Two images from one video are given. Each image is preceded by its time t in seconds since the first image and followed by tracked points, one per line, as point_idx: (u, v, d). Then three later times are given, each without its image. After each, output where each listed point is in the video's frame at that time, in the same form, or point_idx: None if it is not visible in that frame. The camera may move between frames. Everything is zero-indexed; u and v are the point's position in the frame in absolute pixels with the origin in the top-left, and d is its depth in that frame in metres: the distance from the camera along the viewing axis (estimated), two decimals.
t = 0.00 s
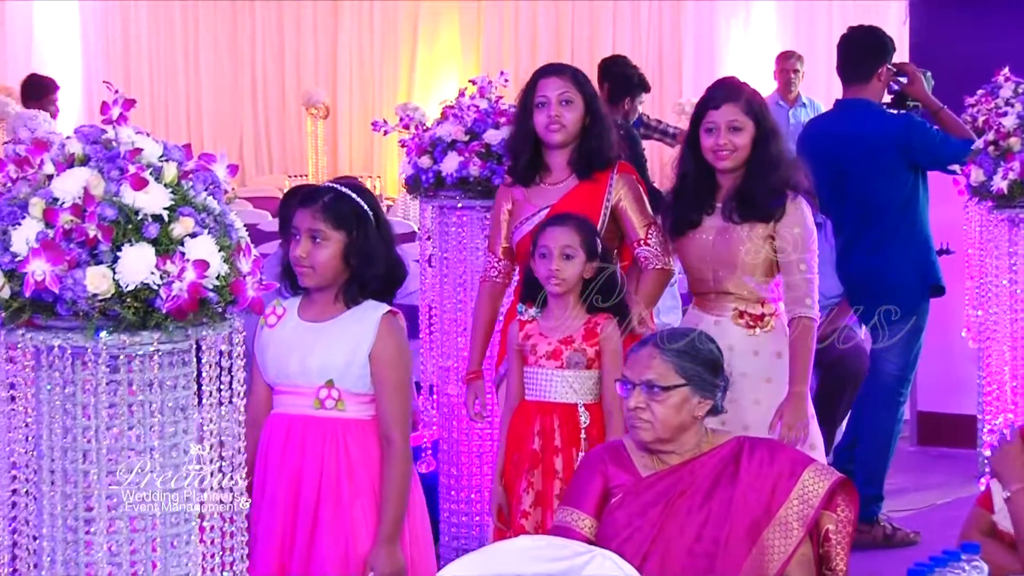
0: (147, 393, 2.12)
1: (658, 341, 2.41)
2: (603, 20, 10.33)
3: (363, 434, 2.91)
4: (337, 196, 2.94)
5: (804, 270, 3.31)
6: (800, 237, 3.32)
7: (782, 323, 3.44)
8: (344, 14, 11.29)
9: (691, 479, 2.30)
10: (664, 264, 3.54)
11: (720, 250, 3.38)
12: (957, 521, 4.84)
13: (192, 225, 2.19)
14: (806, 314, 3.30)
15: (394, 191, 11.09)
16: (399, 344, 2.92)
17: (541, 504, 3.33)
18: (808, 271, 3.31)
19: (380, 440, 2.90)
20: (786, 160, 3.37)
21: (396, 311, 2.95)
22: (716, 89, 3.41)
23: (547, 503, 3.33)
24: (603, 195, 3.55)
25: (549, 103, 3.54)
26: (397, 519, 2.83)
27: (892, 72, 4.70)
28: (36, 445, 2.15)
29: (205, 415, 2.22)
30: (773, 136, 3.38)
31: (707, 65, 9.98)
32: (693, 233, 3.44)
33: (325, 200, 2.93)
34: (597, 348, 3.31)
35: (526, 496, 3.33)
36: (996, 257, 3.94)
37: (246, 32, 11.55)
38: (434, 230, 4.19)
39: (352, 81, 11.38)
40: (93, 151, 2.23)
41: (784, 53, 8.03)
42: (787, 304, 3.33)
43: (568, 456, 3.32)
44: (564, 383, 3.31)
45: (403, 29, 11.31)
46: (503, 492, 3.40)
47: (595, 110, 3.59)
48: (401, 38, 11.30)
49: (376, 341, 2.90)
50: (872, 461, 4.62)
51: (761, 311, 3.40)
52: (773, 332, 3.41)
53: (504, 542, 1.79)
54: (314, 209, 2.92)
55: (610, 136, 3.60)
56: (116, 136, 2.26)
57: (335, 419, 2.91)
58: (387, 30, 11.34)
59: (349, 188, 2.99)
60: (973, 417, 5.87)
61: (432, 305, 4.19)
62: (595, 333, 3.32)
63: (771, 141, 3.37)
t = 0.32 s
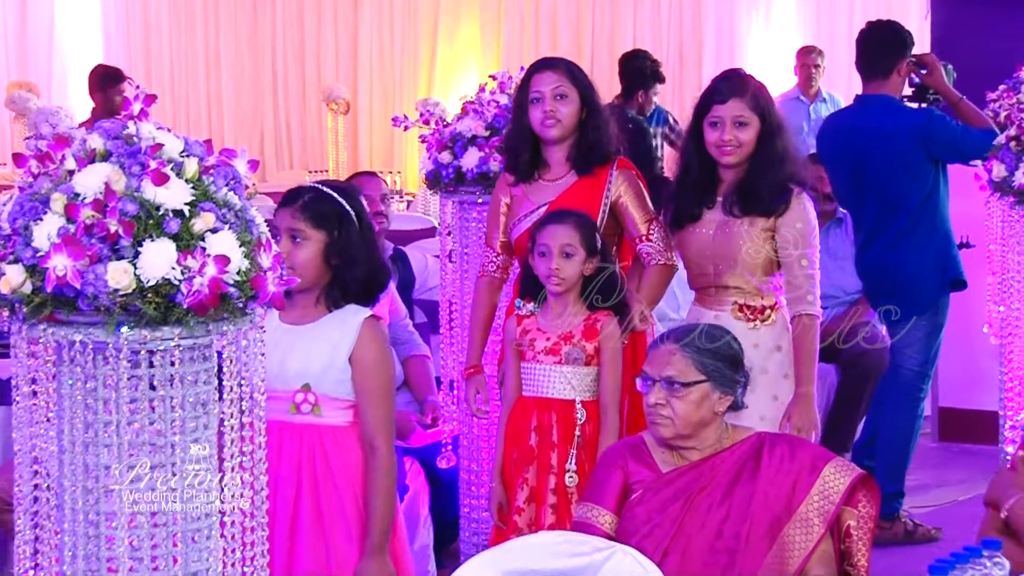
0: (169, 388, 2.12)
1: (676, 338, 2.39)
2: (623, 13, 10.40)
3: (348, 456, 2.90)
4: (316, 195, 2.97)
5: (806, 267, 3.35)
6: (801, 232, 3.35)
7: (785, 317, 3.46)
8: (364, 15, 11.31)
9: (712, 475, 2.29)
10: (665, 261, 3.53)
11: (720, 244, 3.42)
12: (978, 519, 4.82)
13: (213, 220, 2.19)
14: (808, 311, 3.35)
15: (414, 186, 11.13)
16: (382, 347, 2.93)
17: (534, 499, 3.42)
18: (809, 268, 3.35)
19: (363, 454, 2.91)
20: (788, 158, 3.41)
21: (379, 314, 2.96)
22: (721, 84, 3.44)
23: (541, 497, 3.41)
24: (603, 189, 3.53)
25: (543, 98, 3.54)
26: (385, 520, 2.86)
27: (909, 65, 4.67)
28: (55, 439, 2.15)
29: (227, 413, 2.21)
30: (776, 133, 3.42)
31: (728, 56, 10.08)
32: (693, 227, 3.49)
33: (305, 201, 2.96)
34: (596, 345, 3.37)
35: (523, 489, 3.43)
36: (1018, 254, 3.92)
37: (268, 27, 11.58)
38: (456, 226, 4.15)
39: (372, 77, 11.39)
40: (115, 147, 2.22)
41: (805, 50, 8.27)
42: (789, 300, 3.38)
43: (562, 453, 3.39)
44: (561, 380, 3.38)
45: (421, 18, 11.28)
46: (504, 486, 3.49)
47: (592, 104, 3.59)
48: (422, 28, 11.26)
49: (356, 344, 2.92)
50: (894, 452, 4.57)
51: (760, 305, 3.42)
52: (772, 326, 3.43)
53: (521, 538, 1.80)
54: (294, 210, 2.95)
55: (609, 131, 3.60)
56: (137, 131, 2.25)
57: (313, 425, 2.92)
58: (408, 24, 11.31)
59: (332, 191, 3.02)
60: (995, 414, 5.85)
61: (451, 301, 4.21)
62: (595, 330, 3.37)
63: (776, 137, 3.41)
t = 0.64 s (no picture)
0: (193, 385, 2.11)
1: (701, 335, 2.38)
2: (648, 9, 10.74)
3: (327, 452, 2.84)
4: (302, 186, 2.91)
5: (811, 278, 3.36)
6: (804, 244, 3.36)
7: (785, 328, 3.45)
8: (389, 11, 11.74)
9: (736, 472, 2.28)
10: (663, 269, 3.55)
11: (719, 254, 3.42)
12: (1003, 516, 4.80)
13: (238, 217, 2.20)
14: (814, 325, 3.38)
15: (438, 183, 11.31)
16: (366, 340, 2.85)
17: (533, 507, 3.38)
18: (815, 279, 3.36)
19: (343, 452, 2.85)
20: (794, 170, 3.42)
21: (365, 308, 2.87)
22: (731, 90, 3.43)
23: (537, 506, 3.38)
24: (602, 194, 3.56)
25: (543, 103, 3.55)
26: (364, 515, 2.77)
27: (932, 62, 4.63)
28: (80, 436, 2.14)
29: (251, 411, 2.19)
30: (782, 143, 3.42)
31: (753, 52, 10.41)
32: (695, 236, 3.50)
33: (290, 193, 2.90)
34: (598, 352, 3.37)
35: (521, 498, 3.40)
36: None
37: (292, 20, 12.05)
38: (479, 221, 4.17)
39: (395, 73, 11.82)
40: (140, 144, 2.22)
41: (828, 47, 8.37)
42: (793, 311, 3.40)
43: (561, 460, 3.37)
44: (563, 388, 3.37)
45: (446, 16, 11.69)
46: (503, 494, 3.47)
47: (594, 107, 3.60)
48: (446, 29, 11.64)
49: (340, 336, 2.82)
50: (918, 450, 4.55)
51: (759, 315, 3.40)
52: (772, 337, 3.41)
53: (544, 534, 1.80)
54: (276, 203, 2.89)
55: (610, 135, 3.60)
56: (163, 128, 2.25)
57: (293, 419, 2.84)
58: (432, 19, 11.69)
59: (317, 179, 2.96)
60: (1019, 412, 5.85)
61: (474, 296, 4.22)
62: (598, 335, 3.38)
63: (783, 149, 3.41)
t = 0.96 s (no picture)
0: (217, 382, 2.12)
1: (724, 334, 2.37)
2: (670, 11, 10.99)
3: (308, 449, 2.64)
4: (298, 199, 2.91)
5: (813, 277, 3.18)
6: (804, 243, 3.19)
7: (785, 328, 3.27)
8: (411, 10, 12.05)
9: (759, 470, 2.27)
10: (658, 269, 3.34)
11: (714, 253, 3.27)
12: None
13: (262, 215, 2.20)
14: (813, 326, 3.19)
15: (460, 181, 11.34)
16: (348, 349, 2.49)
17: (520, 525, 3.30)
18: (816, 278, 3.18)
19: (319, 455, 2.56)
20: (797, 168, 3.25)
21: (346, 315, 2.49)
22: (733, 83, 3.26)
23: (524, 523, 3.31)
24: (598, 192, 3.35)
25: (542, 96, 3.34)
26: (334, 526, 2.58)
27: (954, 58, 4.62)
28: (105, 433, 2.14)
29: (275, 409, 2.18)
30: (784, 140, 3.25)
31: (776, 53, 10.62)
32: (689, 232, 3.33)
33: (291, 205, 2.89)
34: (586, 364, 3.27)
35: (512, 515, 3.33)
36: None
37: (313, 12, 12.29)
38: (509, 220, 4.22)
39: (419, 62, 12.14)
40: (164, 142, 2.23)
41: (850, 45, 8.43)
42: (793, 312, 3.22)
43: (548, 476, 3.28)
44: (550, 401, 3.28)
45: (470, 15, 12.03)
46: (497, 509, 3.38)
47: (595, 99, 3.38)
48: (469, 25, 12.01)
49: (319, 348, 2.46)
50: (940, 449, 4.54)
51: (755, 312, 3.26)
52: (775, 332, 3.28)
53: (570, 532, 1.81)
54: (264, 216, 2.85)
55: (613, 128, 3.38)
56: (187, 126, 2.25)
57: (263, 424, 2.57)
58: (456, 18, 12.05)
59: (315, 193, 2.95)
60: None
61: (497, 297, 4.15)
62: (587, 348, 3.27)
63: (784, 147, 3.24)
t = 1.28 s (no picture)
0: (242, 380, 2.13)
1: (745, 331, 2.37)
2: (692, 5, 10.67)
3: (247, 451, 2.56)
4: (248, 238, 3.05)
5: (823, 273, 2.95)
6: (807, 241, 2.93)
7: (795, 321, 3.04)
8: (435, 11, 11.40)
9: (781, 467, 2.27)
10: (661, 268, 3.10)
11: (719, 251, 2.99)
12: None
13: (286, 213, 2.21)
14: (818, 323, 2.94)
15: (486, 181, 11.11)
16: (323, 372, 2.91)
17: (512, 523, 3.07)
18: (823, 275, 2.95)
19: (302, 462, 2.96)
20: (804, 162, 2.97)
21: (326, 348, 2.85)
22: (733, 78, 2.98)
23: (517, 521, 3.06)
24: (601, 191, 3.12)
25: (541, 94, 3.09)
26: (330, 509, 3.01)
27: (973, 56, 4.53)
28: (132, 428, 2.16)
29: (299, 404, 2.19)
30: (788, 133, 2.97)
31: (797, 56, 10.48)
32: (695, 231, 3.04)
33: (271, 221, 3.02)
34: (578, 357, 3.02)
35: (507, 512, 3.08)
36: None
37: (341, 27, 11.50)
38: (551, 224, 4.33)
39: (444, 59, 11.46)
40: (190, 141, 2.24)
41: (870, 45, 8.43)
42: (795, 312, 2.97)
43: (540, 472, 3.04)
44: (541, 395, 3.04)
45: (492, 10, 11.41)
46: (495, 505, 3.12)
47: (596, 95, 3.12)
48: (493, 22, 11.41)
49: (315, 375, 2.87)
50: (960, 448, 4.48)
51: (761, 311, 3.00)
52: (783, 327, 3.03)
53: (592, 527, 1.82)
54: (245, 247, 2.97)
55: (617, 125, 3.14)
56: (212, 125, 2.26)
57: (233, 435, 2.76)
58: (478, 17, 11.45)
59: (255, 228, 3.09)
60: None
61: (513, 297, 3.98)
62: (577, 341, 3.03)
63: (788, 141, 2.97)
